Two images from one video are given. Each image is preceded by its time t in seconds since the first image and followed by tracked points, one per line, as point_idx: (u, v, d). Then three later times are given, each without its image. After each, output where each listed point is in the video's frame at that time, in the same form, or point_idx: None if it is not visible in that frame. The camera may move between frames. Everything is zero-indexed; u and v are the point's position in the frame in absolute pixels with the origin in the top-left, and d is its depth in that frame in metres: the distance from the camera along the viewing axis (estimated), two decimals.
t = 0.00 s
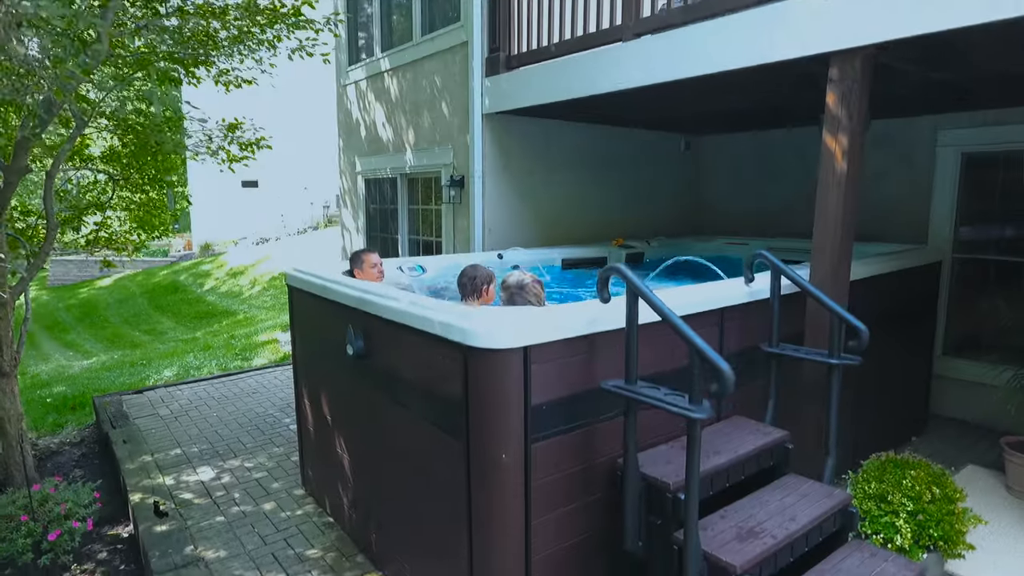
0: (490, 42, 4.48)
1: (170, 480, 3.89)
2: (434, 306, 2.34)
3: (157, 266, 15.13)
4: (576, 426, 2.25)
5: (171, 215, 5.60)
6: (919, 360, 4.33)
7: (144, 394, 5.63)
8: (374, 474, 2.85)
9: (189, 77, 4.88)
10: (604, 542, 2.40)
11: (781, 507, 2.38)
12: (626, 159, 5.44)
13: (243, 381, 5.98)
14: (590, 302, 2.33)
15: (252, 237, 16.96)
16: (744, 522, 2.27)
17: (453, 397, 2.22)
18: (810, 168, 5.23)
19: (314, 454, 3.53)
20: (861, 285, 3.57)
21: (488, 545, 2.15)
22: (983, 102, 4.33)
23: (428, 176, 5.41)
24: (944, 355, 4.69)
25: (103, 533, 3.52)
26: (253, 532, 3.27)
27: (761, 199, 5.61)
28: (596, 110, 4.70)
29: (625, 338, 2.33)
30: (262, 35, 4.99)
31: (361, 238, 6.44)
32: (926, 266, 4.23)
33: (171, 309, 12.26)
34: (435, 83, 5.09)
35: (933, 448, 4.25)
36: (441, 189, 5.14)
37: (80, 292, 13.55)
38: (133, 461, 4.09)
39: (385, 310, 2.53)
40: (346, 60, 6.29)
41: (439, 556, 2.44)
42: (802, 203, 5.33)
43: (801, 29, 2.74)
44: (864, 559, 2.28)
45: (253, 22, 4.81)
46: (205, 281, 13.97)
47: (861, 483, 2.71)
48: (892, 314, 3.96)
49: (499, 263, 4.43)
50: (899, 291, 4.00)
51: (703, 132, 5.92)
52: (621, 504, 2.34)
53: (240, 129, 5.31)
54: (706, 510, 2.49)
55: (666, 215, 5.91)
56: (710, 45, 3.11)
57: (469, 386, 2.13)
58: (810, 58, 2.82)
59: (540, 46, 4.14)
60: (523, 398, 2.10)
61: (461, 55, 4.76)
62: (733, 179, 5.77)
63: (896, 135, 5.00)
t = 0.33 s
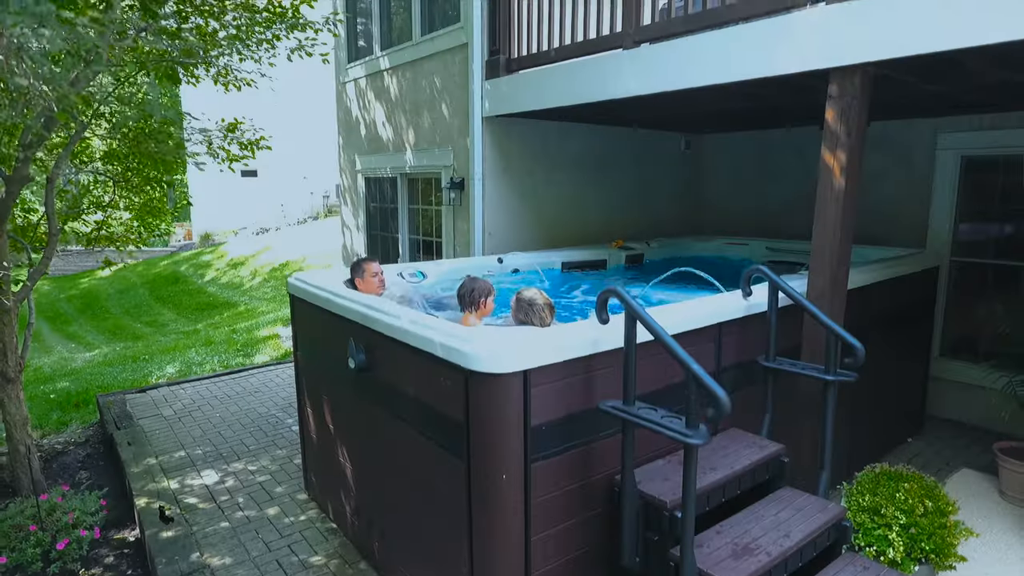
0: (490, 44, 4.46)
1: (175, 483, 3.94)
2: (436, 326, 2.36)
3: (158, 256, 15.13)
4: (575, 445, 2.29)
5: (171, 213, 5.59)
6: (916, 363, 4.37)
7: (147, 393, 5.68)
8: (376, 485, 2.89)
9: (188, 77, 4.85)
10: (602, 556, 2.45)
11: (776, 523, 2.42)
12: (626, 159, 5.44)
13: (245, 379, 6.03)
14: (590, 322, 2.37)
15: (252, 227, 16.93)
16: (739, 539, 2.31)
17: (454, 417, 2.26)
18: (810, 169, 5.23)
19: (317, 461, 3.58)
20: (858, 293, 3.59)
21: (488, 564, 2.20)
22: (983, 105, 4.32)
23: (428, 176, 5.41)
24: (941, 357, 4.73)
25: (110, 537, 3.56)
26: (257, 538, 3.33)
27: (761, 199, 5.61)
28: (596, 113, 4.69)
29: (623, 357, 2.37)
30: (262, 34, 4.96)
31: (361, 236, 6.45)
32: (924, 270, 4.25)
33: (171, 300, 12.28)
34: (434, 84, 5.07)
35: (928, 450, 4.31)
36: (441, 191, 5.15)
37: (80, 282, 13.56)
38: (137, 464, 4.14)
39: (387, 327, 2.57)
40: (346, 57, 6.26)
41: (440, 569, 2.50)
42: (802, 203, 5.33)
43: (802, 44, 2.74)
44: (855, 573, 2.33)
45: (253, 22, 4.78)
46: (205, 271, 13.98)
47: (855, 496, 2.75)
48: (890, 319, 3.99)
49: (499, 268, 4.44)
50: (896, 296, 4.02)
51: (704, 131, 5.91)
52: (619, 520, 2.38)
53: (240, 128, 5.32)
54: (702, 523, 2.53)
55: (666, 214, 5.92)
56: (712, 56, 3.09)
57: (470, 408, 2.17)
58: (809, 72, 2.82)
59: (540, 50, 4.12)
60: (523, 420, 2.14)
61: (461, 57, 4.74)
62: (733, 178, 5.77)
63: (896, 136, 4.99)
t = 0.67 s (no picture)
0: (490, 49, 4.45)
1: (181, 489, 4.01)
2: (438, 350, 2.39)
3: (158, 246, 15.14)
4: (575, 467, 2.33)
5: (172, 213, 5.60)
6: (913, 369, 4.41)
7: (152, 393, 5.76)
8: (380, 498, 2.95)
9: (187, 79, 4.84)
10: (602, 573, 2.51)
11: (771, 540, 2.48)
12: (627, 161, 5.44)
13: (248, 379, 6.08)
14: (589, 346, 2.40)
15: (252, 217, 16.93)
16: (736, 558, 2.37)
17: (456, 441, 2.30)
18: (810, 172, 5.22)
19: (322, 469, 3.65)
20: (856, 304, 3.62)
21: None
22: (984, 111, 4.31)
23: (428, 179, 5.42)
24: (938, 361, 4.77)
25: (118, 543, 3.64)
26: (263, 546, 3.39)
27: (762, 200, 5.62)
28: (596, 117, 4.68)
29: (621, 380, 2.41)
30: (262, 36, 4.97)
31: (362, 235, 6.46)
32: (922, 277, 4.28)
33: (173, 292, 12.32)
34: (434, 87, 5.06)
35: (923, 455, 4.36)
36: (442, 194, 5.16)
37: (82, 273, 13.59)
38: (144, 469, 4.21)
39: (389, 348, 2.60)
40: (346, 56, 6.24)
41: None
42: (802, 206, 5.34)
43: (801, 64, 2.74)
44: None
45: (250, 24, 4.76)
46: (206, 262, 13.99)
47: (849, 510, 2.81)
48: (886, 327, 4.02)
49: (501, 274, 4.41)
50: (894, 304, 4.05)
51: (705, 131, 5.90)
52: (618, 538, 2.43)
53: (240, 130, 5.32)
54: (701, 540, 2.59)
55: (666, 214, 5.94)
56: (713, 72, 3.09)
57: (472, 434, 2.21)
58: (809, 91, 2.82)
59: (541, 56, 4.11)
60: (524, 446, 2.18)
61: (461, 62, 4.72)
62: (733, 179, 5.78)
63: (898, 140, 4.98)
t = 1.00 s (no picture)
0: (491, 54, 4.44)
1: (189, 493, 4.08)
2: (443, 376, 2.44)
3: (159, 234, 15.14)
4: (576, 490, 2.39)
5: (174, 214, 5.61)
6: (909, 374, 4.47)
7: (157, 391, 5.84)
8: (385, 511, 3.02)
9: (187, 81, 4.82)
10: None
11: (767, 558, 2.55)
12: (628, 163, 5.45)
13: (252, 377, 6.15)
14: (590, 373, 2.45)
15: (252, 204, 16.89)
16: None
17: (460, 465, 2.36)
18: (811, 174, 5.23)
19: (327, 477, 3.72)
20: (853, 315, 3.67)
21: None
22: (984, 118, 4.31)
23: (429, 181, 5.44)
24: (935, 364, 4.82)
25: (129, 547, 3.73)
26: (271, 553, 3.48)
27: (763, 201, 5.63)
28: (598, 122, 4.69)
29: (621, 404, 2.46)
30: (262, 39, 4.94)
31: (364, 234, 6.49)
32: (920, 284, 4.32)
33: (175, 281, 12.34)
34: (435, 90, 5.06)
35: (918, 458, 4.43)
36: (443, 197, 5.17)
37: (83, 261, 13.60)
38: (152, 473, 4.28)
39: (395, 371, 2.64)
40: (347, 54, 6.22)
41: None
42: (803, 208, 5.36)
43: (801, 86, 2.75)
44: None
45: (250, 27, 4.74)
46: (208, 251, 14.01)
47: (843, 524, 2.87)
48: (883, 335, 4.07)
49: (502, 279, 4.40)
50: (891, 312, 4.10)
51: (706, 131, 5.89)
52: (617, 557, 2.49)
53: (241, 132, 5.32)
54: (698, 556, 2.66)
55: (667, 215, 5.95)
56: (714, 90, 3.10)
57: (476, 460, 2.26)
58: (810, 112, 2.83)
59: (542, 64, 4.10)
60: (527, 472, 2.24)
61: (461, 66, 4.72)
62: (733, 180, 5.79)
63: (899, 143, 4.98)
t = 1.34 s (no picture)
0: (491, 50, 4.41)
1: (199, 489, 4.19)
2: (447, 395, 2.49)
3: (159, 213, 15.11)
4: (575, 503, 2.47)
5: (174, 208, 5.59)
6: (904, 370, 4.54)
7: (163, 381, 5.93)
8: (390, 515, 3.12)
9: (185, 74, 4.79)
10: None
11: (759, 565, 2.64)
12: (629, 156, 5.44)
13: (256, 367, 6.23)
14: (589, 391, 2.51)
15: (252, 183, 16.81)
16: None
17: (464, 481, 2.44)
18: (812, 167, 5.23)
19: (333, 476, 3.82)
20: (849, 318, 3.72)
21: None
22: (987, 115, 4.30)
23: (430, 174, 5.43)
24: (931, 359, 4.88)
25: (142, 542, 3.85)
26: (280, 550, 3.59)
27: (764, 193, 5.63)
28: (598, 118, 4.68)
29: (620, 419, 2.52)
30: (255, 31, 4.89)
31: (365, 224, 6.50)
32: (917, 282, 4.36)
33: (176, 261, 12.37)
34: (436, 84, 5.02)
35: (911, 452, 4.53)
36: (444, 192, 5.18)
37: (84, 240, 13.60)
38: (162, 468, 4.39)
39: (400, 386, 2.70)
40: (345, 42, 6.16)
41: None
42: (802, 201, 5.37)
43: (802, 102, 2.76)
44: None
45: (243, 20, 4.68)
46: (208, 231, 14.00)
47: (834, 530, 2.95)
48: (879, 334, 4.13)
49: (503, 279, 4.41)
50: (887, 311, 4.15)
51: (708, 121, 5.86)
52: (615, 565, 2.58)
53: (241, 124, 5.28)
54: (694, 562, 2.75)
55: (668, 206, 5.96)
56: (717, 101, 3.10)
57: (479, 478, 2.34)
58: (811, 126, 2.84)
59: (544, 62, 4.08)
60: (528, 490, 2.32)
61: (461, 62, 4.69)
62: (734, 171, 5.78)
63: (901, 137, 4.97)
